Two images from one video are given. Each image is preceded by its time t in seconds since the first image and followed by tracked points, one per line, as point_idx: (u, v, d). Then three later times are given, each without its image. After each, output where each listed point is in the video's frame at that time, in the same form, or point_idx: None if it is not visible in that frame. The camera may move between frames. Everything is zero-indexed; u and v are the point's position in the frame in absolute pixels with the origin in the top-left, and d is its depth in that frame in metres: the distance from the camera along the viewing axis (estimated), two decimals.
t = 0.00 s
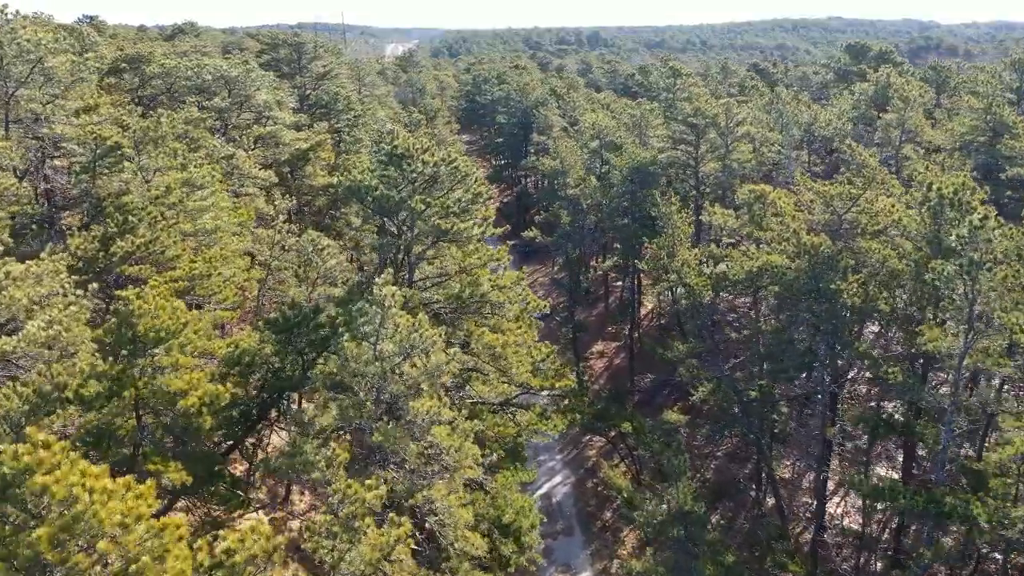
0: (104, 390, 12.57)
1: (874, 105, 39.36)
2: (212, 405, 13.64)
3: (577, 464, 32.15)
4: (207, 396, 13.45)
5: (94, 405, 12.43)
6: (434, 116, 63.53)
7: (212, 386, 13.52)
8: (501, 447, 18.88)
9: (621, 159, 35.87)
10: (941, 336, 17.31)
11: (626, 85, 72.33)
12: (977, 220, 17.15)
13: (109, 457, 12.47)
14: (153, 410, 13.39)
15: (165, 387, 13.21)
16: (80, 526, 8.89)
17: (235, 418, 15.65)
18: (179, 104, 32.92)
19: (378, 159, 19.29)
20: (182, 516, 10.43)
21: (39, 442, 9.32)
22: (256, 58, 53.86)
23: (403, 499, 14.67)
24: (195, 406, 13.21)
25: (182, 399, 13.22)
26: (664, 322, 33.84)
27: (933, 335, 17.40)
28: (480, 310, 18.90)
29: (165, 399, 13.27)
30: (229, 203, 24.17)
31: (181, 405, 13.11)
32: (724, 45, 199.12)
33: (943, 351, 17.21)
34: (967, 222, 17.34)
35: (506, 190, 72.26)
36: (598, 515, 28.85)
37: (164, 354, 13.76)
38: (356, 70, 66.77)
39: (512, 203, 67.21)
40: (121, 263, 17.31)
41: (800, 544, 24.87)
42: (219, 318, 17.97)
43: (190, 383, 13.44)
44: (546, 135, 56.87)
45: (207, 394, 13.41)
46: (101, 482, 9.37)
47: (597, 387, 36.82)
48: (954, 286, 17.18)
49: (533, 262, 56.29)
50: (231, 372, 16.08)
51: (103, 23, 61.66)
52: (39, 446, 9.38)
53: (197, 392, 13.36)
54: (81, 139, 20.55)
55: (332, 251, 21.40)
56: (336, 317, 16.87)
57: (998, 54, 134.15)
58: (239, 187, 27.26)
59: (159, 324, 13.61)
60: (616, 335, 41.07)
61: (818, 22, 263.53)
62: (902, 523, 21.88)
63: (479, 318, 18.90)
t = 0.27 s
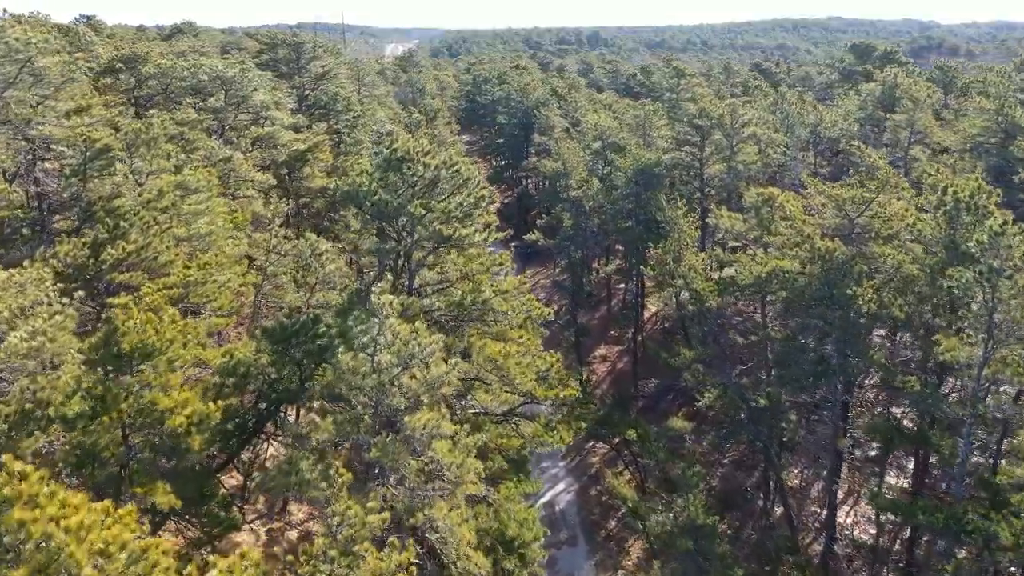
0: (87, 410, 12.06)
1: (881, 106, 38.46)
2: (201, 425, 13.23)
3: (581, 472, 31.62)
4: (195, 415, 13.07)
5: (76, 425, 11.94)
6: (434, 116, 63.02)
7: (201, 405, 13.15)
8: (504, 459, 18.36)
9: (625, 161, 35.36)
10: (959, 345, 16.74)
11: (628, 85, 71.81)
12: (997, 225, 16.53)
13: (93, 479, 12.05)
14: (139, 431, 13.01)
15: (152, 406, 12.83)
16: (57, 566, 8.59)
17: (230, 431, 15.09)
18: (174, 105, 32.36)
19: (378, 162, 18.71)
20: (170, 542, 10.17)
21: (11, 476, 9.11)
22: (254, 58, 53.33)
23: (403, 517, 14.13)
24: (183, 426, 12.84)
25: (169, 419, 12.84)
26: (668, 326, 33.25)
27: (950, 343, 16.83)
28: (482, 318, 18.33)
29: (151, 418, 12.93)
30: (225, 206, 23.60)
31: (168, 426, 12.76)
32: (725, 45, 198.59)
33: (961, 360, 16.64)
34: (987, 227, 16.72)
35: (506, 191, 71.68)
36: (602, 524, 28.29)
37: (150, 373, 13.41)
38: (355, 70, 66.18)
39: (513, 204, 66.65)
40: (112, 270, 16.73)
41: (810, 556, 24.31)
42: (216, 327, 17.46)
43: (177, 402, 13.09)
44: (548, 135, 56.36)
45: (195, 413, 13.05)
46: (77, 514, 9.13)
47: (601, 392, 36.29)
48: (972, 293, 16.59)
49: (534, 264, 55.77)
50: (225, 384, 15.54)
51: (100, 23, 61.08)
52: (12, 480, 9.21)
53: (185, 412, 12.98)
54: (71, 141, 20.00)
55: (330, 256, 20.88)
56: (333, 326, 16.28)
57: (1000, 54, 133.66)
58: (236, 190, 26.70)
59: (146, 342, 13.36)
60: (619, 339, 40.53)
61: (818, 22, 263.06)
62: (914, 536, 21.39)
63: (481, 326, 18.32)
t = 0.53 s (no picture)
0: (68, 432, 11.96)
1: (888, 108, 37.59)
2: (186, 448, 13.16)
3: (582, 480, 31.07)
4: (180, 438, 12.93)
5: (56, 449, 11.88)
6: (434, 116, 62.44)
7: (186, 428, 12.97)
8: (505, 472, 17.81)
9: (628, 162, 34.76)
10: (978, 356, 16.17)
11: (629, 85, 71.30)
12: (1018, 232, 15.96)
13: (74, 502, 12.01)
14: (124, 452, 12.78)
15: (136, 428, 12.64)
16: None
17: (221, 445, 14.57)
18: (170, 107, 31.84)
19: (374, 167, 18.20)
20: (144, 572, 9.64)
21: None
22: (252, 58, 52.76)
23: (401, 537, 13.57)
24: (166, 450, 12.68)
25: (153, 442, 12.67)
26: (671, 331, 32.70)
27: (969, 354, 16.25)
28: (483, 327, 17.70)
29: (136, 441, 12.68)
30: (219, 210, 23.03)
31: (153, 450, 12.59)
32: (725, 45, 198.02)
33: (980, 372, 16.05)
34: (1007, 234, 16.16)
35: (506, 192, 71.12)
36: (605, 534, 27.74)
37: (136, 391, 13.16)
38: (354, 70, 65.63)
39: (512, 206, 66.10)
40: (98, 279, 16.14)
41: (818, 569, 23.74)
42: (207, 337, 16.83)
43: (163, 424, 12.80)
44: (549, 136, 55.82)
45: (180, 437, 12.89)
46: (55, 543, 8.72)
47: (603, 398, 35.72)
48: (992, 303, 16.02)
49: (535, 266, 55.30)
50: (218, 398, 15.02)
51: (96, 23, 60.56)
52: None
53: (169, 435, 12.80)
54: (58, 143, 19.42)
55: (329, 262, 20.27)
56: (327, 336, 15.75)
57: (1002, 54, 133.13)
58: (231, 194, 26.13)
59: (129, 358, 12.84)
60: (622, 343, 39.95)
61: (818, 22, 262.53)
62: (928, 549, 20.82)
63: (480, 335, 17.76)
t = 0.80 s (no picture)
0: (47, 452, 11.69)
1: (894, 108, 37.07)
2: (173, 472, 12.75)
3: (583, 487, 30.55)
4: (165, 462, 12.55)
5: (36, 469, 11.60)
6: (433, 117, 61.88)
7: (171, 451, 12.67)
8: (504, 486, 17.29)
9: (630, 164, 34.22)
10: (995, 367, 15.65)
11: (630, 85, 70.83)
12: None
13: (52, 525, 11.53)
14: (107, 474, 12.36)
15: (119, 450, 12.33)
16: None
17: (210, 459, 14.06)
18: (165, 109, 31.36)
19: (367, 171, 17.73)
20: None
21: None
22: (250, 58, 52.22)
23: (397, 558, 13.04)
24: (151, 474, 12.35)
25: (137, 465, 12.33)
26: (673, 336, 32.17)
27: (986, 366, 15.72)
28: (480, 336, 17.17)
29: (119, 463, 12.34)
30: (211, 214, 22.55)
31: (136, 473, 12.23)
32: (726, 45, 197.51)
33: (997, 384, 15.52)
34: None
35: (506, 193, 70.63)
36: (607, 544, 27.22)
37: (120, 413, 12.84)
38: (352, 71, 65.16)
39: (512, 207, 65.59)
40: (82, 287, 15.69)
41: None
42: (196, 346, 16.34)
43: (147, 447, 12.53)
44: (549, 137, 55.29)
45: (165, 460, 12.57)
46: (23, 572, 8.29)
47: (604, 404, 35.20)
48: (1009, 313, 15.50)
49: (535, 268, 54.86)
50: (207, 412, 14.60)
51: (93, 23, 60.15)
52: None
53: (154, 458, 12.49)
54: (43, 146, 18.98)
55: (325, 266, 19.78)
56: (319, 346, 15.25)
57: (1004, 54, 132.68)
58: (225, 198, 25.60)
59: (113, 377, 12.55)
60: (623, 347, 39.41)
61: (819, 22, 262.10)
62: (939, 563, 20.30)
63: (478, 344, 17.24)
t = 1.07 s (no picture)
0: (30, 468, 11.07)
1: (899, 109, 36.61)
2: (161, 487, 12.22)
3: (585, 494, 30.07)
4: (154, 476, 12.00)
5: (18, 487, 11.00)
6: (433, 117, 61.40)
7: (161, 465, 12.05)
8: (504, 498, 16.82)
9: (632, 166, 33.76)
10: (1011, 376, 15.17)
11: (631, 85, 70.40)
12: None
13: (34, 546, 11.18)
14: (94, 492, 11.86)
15: (106, 466, 11.69)
16: None
17: (200, 474, 13.61)
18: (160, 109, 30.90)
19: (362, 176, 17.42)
20: None
21: None
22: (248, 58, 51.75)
23: None
24: (140, 489, 11.75)
25: (125, 480, 11.74)
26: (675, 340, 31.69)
27: (1001, 375, 15.24)
28: (480, 345, 16.73)
29: (106, 480, 11.76)
30: (205, 217, 22.09)
31: (124, 488, 11.64)
32: (725, 45, 197.03)
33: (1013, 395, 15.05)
34: None
35: (505, 194, 70.20)
36: (609, 553, 26.75)
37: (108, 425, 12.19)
38: (351, 71, 64.69)
39: (512, 208, 65.12)
40: (68, 294, 15.34)
41: None
42: (187, 353, 15.85)
43: (135, 461, 11.87)
44: (550, 137, 54.84)
45: (154, 474, 11.97)
46: None
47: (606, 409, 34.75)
48: None
49: (534, 270, 54.40)
50: (198, 422, 14.09)
51: (90, 23, 59.71)
52: None
53: (143, 472, 11.86)
54: (31, 149, 18.48)
55: (323, 270, 19.21)
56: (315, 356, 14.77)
57: (1005, 53, 132.35)
58: (219, 201, 25.14)
59: (100, 392, 11.90)
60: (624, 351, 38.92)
61: (818, 21, 261.76)
62: None
63: (478, 352, 16.75)
